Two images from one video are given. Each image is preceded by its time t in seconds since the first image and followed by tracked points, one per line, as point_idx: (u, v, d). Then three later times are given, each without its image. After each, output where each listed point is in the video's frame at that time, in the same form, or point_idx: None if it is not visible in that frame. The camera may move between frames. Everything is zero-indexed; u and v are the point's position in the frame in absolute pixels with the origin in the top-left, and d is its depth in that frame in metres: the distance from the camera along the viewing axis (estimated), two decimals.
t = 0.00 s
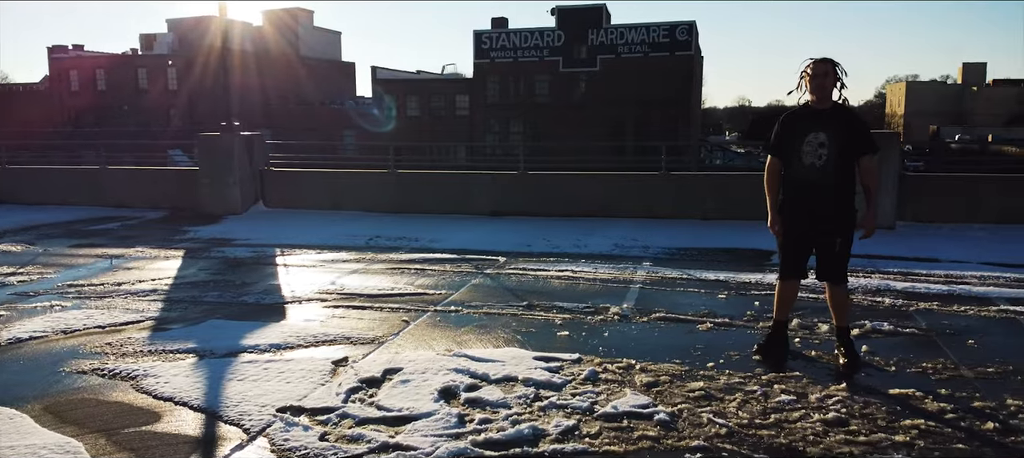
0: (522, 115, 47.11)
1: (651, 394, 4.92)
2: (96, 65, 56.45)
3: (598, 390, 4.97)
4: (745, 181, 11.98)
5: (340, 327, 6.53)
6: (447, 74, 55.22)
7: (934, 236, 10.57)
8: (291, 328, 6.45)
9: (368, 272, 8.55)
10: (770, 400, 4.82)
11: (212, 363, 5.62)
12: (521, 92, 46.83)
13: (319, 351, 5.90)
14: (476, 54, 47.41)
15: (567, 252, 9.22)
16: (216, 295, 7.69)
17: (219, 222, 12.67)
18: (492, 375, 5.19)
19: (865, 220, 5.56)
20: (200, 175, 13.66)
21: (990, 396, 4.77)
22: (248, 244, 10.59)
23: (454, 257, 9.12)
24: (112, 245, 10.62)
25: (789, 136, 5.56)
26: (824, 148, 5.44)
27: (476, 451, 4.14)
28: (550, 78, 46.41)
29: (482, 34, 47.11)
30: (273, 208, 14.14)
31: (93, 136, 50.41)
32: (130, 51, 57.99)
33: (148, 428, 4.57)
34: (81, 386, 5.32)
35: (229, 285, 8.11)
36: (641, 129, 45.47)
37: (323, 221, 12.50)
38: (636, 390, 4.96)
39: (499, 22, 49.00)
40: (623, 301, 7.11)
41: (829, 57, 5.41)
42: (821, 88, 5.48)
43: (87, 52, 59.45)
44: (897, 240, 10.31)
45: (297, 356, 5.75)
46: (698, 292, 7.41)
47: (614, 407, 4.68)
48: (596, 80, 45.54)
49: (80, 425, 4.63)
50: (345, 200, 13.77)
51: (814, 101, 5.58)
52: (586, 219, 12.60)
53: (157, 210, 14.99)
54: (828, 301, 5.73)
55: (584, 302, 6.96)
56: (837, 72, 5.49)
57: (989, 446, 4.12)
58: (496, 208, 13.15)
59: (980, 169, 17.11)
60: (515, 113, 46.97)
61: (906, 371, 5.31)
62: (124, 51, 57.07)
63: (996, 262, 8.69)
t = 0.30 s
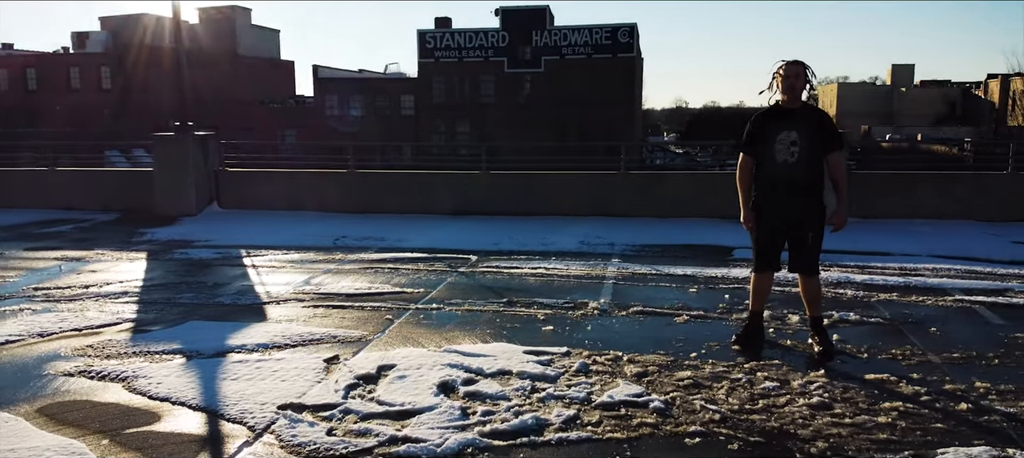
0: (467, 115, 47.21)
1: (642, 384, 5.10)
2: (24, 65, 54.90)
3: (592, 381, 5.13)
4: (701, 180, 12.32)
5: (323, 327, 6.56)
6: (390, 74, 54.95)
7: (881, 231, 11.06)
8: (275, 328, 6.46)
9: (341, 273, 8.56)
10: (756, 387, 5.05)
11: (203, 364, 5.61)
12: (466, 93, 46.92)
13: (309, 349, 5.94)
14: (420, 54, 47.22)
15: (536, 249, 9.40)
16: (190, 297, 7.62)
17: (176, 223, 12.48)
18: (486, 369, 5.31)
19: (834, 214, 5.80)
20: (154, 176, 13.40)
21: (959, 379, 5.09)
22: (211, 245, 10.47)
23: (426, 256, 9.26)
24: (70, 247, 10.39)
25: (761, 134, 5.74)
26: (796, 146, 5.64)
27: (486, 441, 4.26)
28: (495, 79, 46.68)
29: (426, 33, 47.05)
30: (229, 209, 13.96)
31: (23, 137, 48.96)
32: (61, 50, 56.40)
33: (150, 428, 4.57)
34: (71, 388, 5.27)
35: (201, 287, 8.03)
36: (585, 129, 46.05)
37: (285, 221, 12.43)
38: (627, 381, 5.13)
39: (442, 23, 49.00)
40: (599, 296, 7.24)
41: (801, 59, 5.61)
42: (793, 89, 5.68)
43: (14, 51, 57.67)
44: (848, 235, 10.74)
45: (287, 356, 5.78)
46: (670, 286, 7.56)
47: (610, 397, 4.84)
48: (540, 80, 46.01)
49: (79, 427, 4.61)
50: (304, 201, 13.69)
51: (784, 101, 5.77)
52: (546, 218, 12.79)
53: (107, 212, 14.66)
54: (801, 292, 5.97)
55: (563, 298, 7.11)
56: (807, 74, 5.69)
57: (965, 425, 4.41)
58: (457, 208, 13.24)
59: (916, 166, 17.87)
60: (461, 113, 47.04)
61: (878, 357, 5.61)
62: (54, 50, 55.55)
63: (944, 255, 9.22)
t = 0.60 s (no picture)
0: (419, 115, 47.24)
1: (635, 374, 5.26)
2: None
3: (586, 372, 5.27)
4: (665, 179, 12.61)
5: (311, 326, 6.60)
6: (338, 73, 54.52)
7: (837, 227, 11.49)
8: (263, 327, 6.48)
9: (319, 274, 8.60)
10: (743, 375, 5.27)
11: (198, 363, 5.63)
12: (418, 93, 46.87)
13: (302, 347, 6.00)
14: (371, 52, 46.64)
15: (509, 248, 9.58)
16: (168, 298, 7.58)
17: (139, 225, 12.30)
18: (481, 363, 5.43)
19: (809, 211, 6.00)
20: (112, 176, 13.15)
21: (932, 365, 5.42)
22: (181, 246, 10.37)
23: (402, 255, 9.53)
24: (34, 250, 10.19)
25: (740, 132, 5.91)
26: (773, 144, 5.82)
27: (493, 431, 4.38)
28: (447, 78, 46.64)
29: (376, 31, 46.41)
30: (190, 210, 13.80)
31: None
32: None
33: (155, 426, 4.60)
34: (64, 389, 5.24)
35: (178, 287, 7.98)
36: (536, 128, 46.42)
37: (251, 222, 12.37)
38: (620, 371, 5.29)
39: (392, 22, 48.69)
40: (579, 291, 7.39)
41: (777, 61, 5.79)
42: (770, 89, 5.86)
43: None
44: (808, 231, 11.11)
45: (280, 354, 5.82)
46: (646, 281, 7.74)
47: (606, 387, 5.00)
48: (492, 80, 46.18)
49: (82, 427, 4.61)
50: (268, 201, 13.61)
51: (760, 100, 5.96)
52: (513, 217, 12.95)
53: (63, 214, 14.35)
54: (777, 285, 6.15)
55: (545, 294, 7.26)
56: (783, 75, 5.88)
57: (943, 407, 4.71)
58: (424, 207, 13.31)
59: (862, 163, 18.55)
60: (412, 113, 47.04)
61: (854, 346, 5.92)
62: None
63: (900, 250, 9.76)
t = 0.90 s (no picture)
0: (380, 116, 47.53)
1: (628, 365, 5.41)
2: None
3: (580, 364, 5.41)
4: (635, 178, 12.85)
5: (300, 323, 6.64)
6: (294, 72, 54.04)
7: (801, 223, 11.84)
8: (253, 326, 6.52)
9: (301, 274, 8.62)
10: (731, 364, 5.48)
11: (195, 361, 5.65)
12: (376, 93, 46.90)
13: (296, 345, 6.05)
14: (328, 52, 46.15)
15: (487, 246, 9.72)
16: (151, 298, 7.55)
17: (107, 225, 12.14)
18: (478, 357, 5.54)
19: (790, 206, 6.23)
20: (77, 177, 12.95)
21: (908, 354, 5.70)
22: (155, 246, 10.28)
23: (381, 254, 9.57)
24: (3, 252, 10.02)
25: (725, 130, 6.10)
26: (757, 142, 6.04)
27: (500, 421, 4.50)
28: (405, 78, 46.62)
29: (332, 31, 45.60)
30: (157, 210, 13.66)
31: None
32: None
33: (162, 423, 4.64)
34: (61, 389, 5.22)
35: (160, 288, 7.94)
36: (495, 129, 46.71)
37: (223, 222, 12.30)
38: (613, 362, 5.44)
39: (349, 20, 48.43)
40: (563, 287, 7.50)
41: (760, 62, 6.00)
42: (753, 89, 6.07)
43: None
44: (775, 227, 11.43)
45: (275, 351, 5.86)
46: (626, 277, 7.87)
47: (603, 377, 5.15)
48: (451, 80, 46.22)
49: (87, 425, 4.62)
50: (238, 201, 13.52)
51: (743, 99, 6.16)
52: (485, 216, 13.07)
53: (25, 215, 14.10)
54: (758, 277, 6.37)
55: (530, 290, 7.39)
56: (765, 76, 6.10)
57: (923, 391, 4.97)
58: (396, 206, 13.37)
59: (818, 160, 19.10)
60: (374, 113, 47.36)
61: (832, 336, 6.19)
62: None
63: (864, 245, 10.12)
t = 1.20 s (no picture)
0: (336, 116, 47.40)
1: (617, 357, 5.56)
2: None
3: (570, 356, 5.54)
4: (602, 177, 13.06)
5: (284, 322, 6.67)
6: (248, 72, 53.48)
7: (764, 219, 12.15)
8: (240, 325, 6.53)
9: (279, 274, 8.62)
10: (715, 355, 5.66)
11: (186, 360, 5.66)
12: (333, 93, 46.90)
13: (286, 344, 6.09)
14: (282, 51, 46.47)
15: (462, 244, 9.88)
16: (130, 298, 7.48)
17: (71, 227, 11.95)
18: (469, 351, 5.64)
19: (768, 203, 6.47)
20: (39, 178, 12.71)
21: (882, 342, 5.97)
22: (125, 247, 10.16)
23: (357, 253, 9.65)
24: None
25: (708, 129, 6.31)
26: (738, 141, 6.26)
27: (500, 412, 4.62)
28: (363, 77, 46.61)
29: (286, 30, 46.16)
30: (121, 211, 13.46)
31: None
32: None
33: (163, 421, 4.65)
34: (53, 388, 5.18)
35: (138, 288, 7.87)
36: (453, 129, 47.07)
37: (190, 223, 12.19)
38: (602, 354, 5.58)
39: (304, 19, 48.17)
40: (542, 283, 7.61)
41: (740, 63, 6.24)
42: (734, 90, 6.29)
43: None
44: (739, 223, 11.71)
45: (265, 350, 5.89)
46: (604, 272, 8.01)
47: (594, 369, 5.28)
48: (408, 80, 46.58)
49: (86, 423, 4.60)
50: (204, 201, 13.39)
51: (724, 99, 6.39)
52: (455, 214, 13.17)
53: None
54: (736, 271, 6.57)
55: (510, 286, 7.50)
56: (745, 77, 6.33)
57: (899, 377, 5.22)
58: (365, 206, 13.39)
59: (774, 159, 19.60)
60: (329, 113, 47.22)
61: (807, 327, 6.44)
62: None
63: (827, 240, 10.46)
